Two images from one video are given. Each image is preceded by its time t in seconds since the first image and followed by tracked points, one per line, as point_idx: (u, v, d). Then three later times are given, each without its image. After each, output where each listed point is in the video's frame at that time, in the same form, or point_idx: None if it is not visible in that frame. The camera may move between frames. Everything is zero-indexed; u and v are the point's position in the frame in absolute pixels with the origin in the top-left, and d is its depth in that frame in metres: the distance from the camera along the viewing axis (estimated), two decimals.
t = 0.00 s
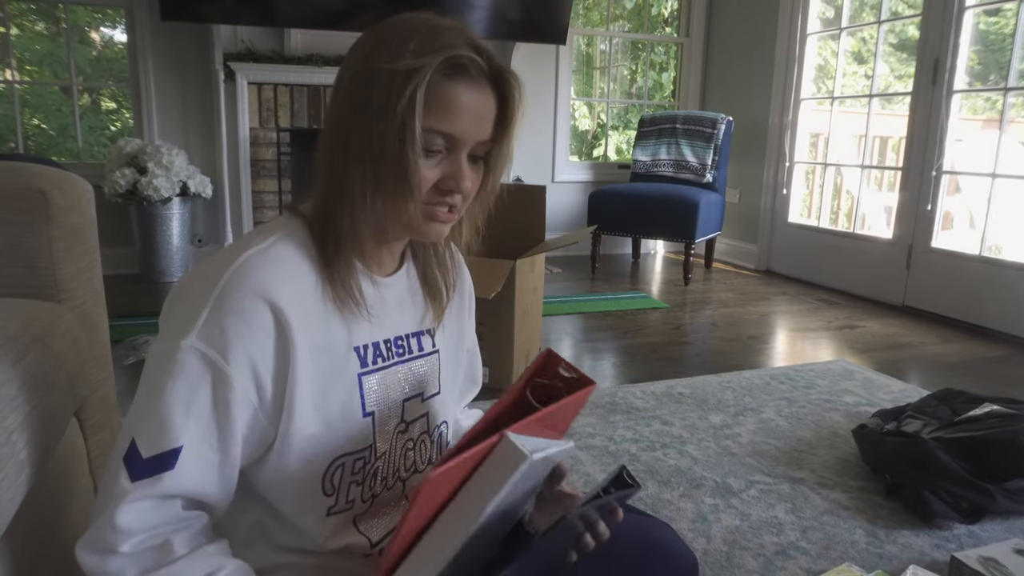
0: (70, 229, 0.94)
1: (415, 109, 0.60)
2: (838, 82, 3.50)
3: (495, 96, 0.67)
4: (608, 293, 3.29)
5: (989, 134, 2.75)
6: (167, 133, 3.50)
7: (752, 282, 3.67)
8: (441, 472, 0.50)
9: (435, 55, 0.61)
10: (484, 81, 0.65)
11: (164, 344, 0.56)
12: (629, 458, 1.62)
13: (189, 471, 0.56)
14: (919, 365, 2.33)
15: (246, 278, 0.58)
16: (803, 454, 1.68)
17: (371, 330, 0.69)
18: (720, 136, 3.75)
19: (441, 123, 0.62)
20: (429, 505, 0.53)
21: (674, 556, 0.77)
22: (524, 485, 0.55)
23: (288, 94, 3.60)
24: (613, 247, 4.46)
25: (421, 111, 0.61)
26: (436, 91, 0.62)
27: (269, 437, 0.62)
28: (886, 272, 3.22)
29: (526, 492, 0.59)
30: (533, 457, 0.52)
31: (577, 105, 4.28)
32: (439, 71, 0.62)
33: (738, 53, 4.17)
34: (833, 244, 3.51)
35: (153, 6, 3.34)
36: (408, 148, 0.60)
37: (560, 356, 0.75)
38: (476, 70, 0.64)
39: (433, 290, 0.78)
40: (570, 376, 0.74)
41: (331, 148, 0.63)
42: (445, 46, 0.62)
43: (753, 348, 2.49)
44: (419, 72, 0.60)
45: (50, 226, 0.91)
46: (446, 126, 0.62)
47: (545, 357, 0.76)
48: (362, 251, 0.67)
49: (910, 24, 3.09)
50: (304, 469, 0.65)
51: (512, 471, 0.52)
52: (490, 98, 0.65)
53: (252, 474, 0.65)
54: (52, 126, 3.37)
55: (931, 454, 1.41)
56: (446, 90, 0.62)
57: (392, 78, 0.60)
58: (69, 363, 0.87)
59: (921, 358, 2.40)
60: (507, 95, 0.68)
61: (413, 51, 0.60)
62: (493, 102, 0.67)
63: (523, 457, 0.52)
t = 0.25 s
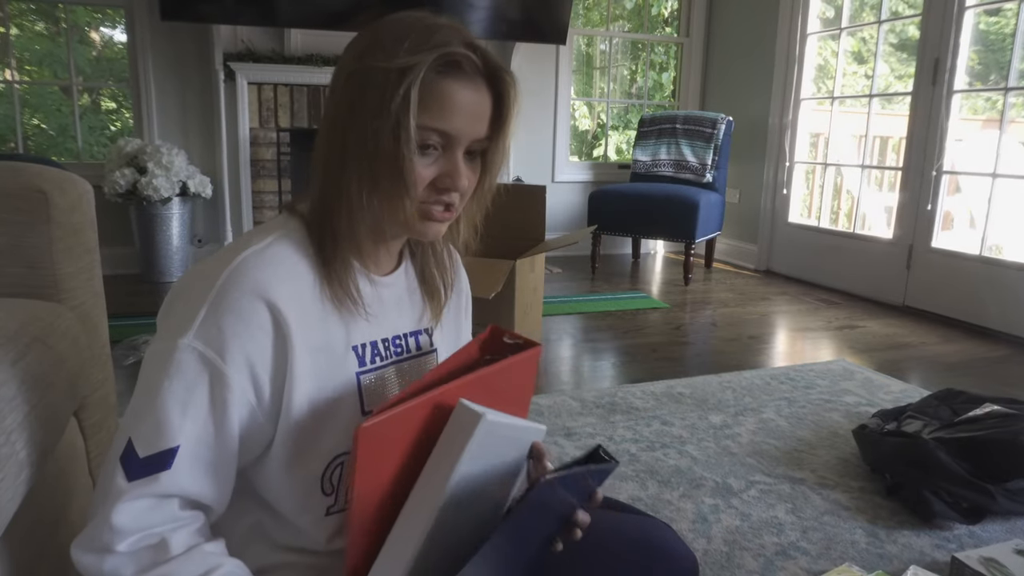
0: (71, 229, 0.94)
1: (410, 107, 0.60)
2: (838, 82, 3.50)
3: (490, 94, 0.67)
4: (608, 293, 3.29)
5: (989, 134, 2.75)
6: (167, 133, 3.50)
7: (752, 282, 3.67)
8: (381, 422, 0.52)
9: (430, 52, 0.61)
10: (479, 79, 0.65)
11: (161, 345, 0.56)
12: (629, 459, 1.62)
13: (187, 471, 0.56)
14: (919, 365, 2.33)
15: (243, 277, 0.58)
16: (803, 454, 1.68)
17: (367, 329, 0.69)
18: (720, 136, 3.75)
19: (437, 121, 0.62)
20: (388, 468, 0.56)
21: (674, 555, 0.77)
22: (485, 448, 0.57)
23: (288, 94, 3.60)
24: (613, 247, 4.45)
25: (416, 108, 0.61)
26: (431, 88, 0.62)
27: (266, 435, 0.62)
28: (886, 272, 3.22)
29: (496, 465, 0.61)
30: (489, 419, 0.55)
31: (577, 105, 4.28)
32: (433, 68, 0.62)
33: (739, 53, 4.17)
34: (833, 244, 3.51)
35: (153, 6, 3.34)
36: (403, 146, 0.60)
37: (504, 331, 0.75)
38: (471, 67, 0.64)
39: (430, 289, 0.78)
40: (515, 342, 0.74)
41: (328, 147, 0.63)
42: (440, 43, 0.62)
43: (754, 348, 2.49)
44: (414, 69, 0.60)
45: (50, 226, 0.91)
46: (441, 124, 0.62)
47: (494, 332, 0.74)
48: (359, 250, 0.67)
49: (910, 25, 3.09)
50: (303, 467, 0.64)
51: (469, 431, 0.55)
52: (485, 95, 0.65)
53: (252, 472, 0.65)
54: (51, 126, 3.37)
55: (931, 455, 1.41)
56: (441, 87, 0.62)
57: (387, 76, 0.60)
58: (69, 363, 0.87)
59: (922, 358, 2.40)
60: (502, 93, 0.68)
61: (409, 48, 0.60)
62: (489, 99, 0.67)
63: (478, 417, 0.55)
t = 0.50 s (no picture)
0: (70, 229, 0.94)
1: (405, 104, 0.59)
2: (838, 82, 3.49)
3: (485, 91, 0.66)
4: (608, 293, 3.29)
5: (989, 134, 2.74)
6: (167, 133, 3.50)
7: (752, 282, 3.66)
8: (371, 419, 0.52)
9: (425, 49, 0.61)
10: (474, 76, 0.65)
11: (157, 345, 0.56)
12: (629, 459, 1.62)
13: (185, 472, 0.55)
14: (919, 365, 2.32)
15: (239, 277, 0.58)
16: (804, 454, 1.67)
17: (364, 328, 0.68)
18: (720, 136, 3.75)
19: (432, 118, 0.62)
20: (383, 467, 0.56)
21: (673, 554, 0.76)
22: (479, 444, 0.57)
23: (288, 94, 3.60)
24: (613, 247, 4.45)
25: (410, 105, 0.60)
26: (426, 85, 0.61)
27: (264, 435, 0.62)
28: (887, 272, 3.21)
29: (490, 462, 0.60)
30: (479, 414, 0.55)
31: (578, 105, 4.28)
32: (427, 65, 0.61)
33: (739, 53, 4.17)
34: (833, 244, 3.51)
35: (153, 6, 3.34)
36: (397, 143, 0.60)
37: (491, 326, 0.74)
38: (465, 64, 0.64)
39: (428, 288, 0.78)
40: (506, 338, 0.74)
41: (324, 146, 0.63)
42: (435, 41, 0.61)
43: (754, 348, 2.49)
44: (409, 67, 0.59)
45: (49, 226, 0.91)
46: (436, 121, 0.62)
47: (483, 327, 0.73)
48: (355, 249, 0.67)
49: (911, 24, 3.08)
50: (301, 466, 0.64)
51: (460, 427, 0.55)
52: (480, 92, 0.65)
53: (250, 471, 0.65)
54: (51, 126, 3.37)
55: (931, 455, 1.41)
56: (436, 84, 0.61)
57: (381, 73, 0.59)
58: (68, 364, 0.86)
59: (922, 358, 2.40)
60: (498, 90, 0.68)
61: (403, 47, 0.60)
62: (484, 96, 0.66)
63: (468, 412, 0.55)
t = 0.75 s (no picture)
0: (71, 229, 0.94)
1: (402, 104, 0.60)
2: (838, 82, 3.50)
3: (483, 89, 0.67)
4: (608, 293, 3.29)
5: (989, 134, 2.75)
6: (167, 133, 3.50)
7: (752, 282, 3.67)
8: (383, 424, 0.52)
9: (422, 49, 0.61)
10: (472, 74, 0.65)
11: (158, 346, 0.56)
12: (629, 458, 1.62)
13: (185, 471, 0.56)
14: (918, 365, 2.33)
15: (239, 277, 0.58)
16: (803, 454, 1.68)
17: (366, 328, 0.69)
18: (720, 136, 3.75)
19: (430, 118, 0.62)
20: (391, 468, 0.57)
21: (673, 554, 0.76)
22: (485, 445, 0.58)
23: (288, 94, 3.60)
24: (613, 247, 4.46)
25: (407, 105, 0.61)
26: (423, 85, 0.62)
27: (265, 434, 0.62)
28: (886, 271, 3.22)
29: (494, 462, 0.61)
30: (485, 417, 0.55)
31: (577, 105, 4.28)
32: (424, 65, 0.62)
33: (739, 53, 4.17)
34: (833, 244, 3.51)
35: (153, 6, 3.34)
36: (396, 143, 0.61)
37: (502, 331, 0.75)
38: (462, 63, 0.64)
39: (429, 287, 0.79)
40: (516, 343, 0.74)
41: (323, 146, 0.64)
42: (432, 40, 0.62)
43: (753, 348, 2.49)
44: (405, 66, 0.60)
45: (50, 226, 0.91)
46: (434, 121, 0.62)
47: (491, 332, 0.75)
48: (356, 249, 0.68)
49: (910, 24, 3.09)
50: (302, 464, 0.65)
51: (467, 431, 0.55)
52: (478, 90, 0.65)
53: (252, 469, 0.65)
54: (52, 126, 3.37)
55: (930, 454, 1.41)
56: (433, 84, 0.62)
57: (379, 74, 0.60)
58: (69, 363, 0.87)
59: (921, 358, 2.40)
60: (495, 89, 0.68)
61: (399, 47, 0.60)
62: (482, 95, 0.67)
63: (474, 415, 0.55)
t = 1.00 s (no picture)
0: (71, 229, 0.94)
1: (405, 103, 0.60)
2: (838, 82, 3.50)
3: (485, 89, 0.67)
4: (607, 293, 3.29)
5: (989, 134, 2.75)
6: (167, 132, 3.50)
7: (752, 282, 3.67)
8: (387, 422, 0.53)
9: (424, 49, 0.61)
10: (473, 74, 0.65)
11: (160, 346, 0.56)
12: (628, 458, 1.62)
13: (183, 472, 0.55)
14: (918, 365, 2.33)
15: (241, 277, 0.58)
16: (803, 454, 1.68)
17: (367, 328, 0.69)
18: (720, 136, 3.75)
19: (433, 118, 0.62)
20: (389, 465, 0.57)
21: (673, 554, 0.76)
22: (485, 441, 0.59)
23: (288, 94, 3.60)
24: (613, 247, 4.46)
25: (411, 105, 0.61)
26: (426, 84, 0.61)
27: (267, 434, 0.62)
28: (886, 271, 3.22)
29: (495, 463, 0.61)
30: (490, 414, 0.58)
31: (577, 105, 4.28)
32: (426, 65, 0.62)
33: (738, 53, 4.17)
34: (833, 244, 3.51)
35: (153, 6, 3.34)
36: (400, 144, 0.60)
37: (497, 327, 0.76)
38: (464, 62, 0.64)
39: (429, 287, 0.79)
40: (513, 341, 0.75)
41: (324, 146, 0.64)
42: (433, 40, 0.61)
43: (753, 348, 2.49)
44: (407, 66, 0.60)
45: (50, 226, 0.91)
46: (436, 121, 0.62)
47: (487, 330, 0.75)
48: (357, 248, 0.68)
49: (910, 24, 3.09)
50: (304, 465, 0.65)
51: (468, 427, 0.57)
52: (480, 90, 0.65)
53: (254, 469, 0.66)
54: (52, 126, 3.37)
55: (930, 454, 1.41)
56: (435, 84, 0.62)
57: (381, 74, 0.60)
58: (69, 363, 0.87)
59: (921, 358, 2.41)
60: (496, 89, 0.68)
61: (401, 46, 0.60)
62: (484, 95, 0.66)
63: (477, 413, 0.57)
